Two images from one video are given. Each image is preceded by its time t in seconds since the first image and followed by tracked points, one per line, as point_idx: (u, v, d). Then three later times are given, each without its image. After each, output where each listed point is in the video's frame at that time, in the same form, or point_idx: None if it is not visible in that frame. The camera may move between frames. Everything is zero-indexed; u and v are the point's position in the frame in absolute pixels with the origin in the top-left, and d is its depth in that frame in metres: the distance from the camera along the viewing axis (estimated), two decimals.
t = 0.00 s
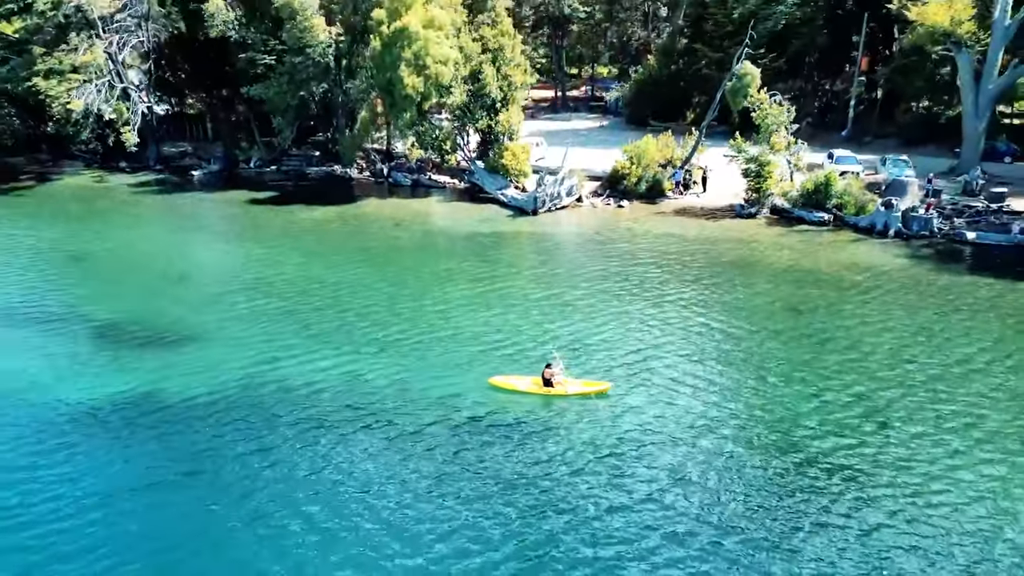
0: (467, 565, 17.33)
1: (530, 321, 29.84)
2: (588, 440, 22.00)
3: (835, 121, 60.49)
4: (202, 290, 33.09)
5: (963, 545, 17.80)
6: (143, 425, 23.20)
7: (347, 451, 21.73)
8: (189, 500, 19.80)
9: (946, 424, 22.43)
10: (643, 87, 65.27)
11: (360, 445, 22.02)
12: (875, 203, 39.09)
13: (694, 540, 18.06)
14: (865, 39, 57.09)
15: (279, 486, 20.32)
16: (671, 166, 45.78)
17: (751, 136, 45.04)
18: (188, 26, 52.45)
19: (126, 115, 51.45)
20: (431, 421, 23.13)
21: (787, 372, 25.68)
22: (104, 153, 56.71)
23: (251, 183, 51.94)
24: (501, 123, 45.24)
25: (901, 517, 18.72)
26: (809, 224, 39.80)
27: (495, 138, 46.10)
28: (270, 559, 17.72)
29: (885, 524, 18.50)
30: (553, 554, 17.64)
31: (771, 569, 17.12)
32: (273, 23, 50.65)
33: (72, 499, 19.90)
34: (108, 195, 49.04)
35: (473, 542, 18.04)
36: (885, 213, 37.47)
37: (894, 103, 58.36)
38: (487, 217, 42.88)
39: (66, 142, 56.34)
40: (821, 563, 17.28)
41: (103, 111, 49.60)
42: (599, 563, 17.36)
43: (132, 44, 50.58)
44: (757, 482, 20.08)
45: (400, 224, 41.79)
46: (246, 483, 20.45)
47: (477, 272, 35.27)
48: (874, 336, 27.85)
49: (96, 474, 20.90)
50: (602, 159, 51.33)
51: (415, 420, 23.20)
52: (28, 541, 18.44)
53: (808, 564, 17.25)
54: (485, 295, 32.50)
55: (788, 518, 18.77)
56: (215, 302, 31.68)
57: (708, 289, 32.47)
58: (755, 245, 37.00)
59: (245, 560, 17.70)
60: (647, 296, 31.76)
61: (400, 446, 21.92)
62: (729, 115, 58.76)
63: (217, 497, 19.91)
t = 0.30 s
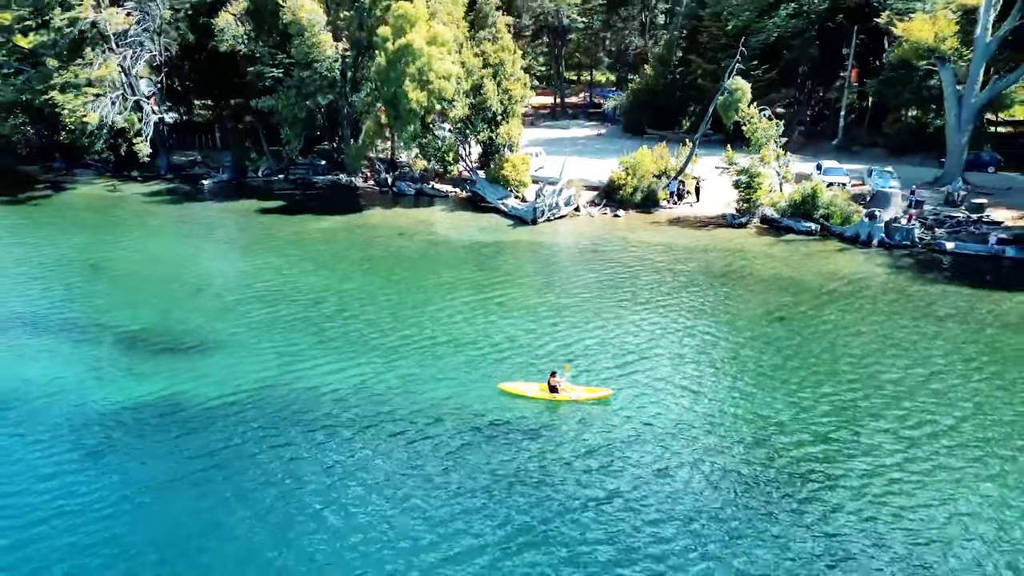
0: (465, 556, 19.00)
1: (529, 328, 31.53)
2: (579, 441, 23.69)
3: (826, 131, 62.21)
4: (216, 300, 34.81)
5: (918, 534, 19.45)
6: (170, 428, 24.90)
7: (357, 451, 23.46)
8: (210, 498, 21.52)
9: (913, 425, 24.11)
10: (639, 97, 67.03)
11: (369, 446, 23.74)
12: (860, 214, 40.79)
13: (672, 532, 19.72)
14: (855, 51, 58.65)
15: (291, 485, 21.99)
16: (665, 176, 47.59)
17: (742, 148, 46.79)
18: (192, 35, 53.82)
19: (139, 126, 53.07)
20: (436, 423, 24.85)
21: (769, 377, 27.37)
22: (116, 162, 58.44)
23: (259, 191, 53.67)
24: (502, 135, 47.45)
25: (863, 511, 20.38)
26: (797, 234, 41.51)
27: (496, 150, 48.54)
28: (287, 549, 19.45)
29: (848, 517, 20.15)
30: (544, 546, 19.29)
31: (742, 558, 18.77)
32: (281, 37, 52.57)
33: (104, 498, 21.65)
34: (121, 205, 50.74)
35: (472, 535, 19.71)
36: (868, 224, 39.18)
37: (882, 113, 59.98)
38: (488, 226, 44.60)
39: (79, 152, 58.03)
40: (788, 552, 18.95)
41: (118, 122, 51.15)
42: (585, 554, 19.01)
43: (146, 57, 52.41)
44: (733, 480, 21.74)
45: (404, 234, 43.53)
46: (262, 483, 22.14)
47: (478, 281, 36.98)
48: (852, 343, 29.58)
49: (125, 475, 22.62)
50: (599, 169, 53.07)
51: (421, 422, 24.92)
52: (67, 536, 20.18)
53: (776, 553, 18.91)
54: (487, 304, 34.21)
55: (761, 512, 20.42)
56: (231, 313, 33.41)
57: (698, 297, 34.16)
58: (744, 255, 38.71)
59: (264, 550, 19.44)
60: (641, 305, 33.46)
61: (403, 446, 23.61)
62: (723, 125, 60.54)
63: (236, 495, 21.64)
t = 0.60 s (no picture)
0: (465, 545, 20.73)
1: (529, 334, 33.31)
2: (573, 440, 25.46)
3: (817, 139, 64.06)
4: (232, 308, 36.62)
5: (882, 525, 21.16)
6: (193, 429, 26.72)
7: (365, 448, 25.29)
8: (231, 493, 23.29)
9: (886, 425, 25.88)
10: (636, 105, 68.92)
11: (376, 443, 25.56)
12: (846, 223, 42.55)
13: (656, 523, 21.43)
14: (845, 62, 60.37)
15: (305, 481, 23.75)
16: (659, 185, 49.34)
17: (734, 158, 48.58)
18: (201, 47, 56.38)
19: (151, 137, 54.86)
20: (440, 422, 26.65)
21: (753, 380, 29.15)
22: (128, 170, 60.28)
23: (267, 199, 55.48)
24: (502, 146, 49.39)
25: (833, 504, 22.09)
26: (785, 242, 43.30)
27: (496, 160, 49.98)
28: (302, 539, 21.19)
29: (818, 510, 21.87)
30: (538, 535, 21.02)
31: (719, 547, 20.49)
32: (288, 49, 54.50)
33: (135, 494, 23.43)
34: (134, 213, 52.53)
35: (472, 526, 21.42)
36: (853, 233, 40.99)
37: (872, 122, 61.83)
38: (489, 234, 46.38)
39: (93, 160, 59.87)
40: (759, 540, 20.71)
41: (131, 133, 52.97)
42: (575, 543, 20.73)
43: (159, 70, 54.28)
44: (713, 475, 23.52)
45: (408, 242, 45.34)
46: (278, 479, 23.89)
47: (479, 288, 38.76)
48: (833, 347, 31.35)
49: (152, 472, 24.40)
50: (596, 177, 54.86)
51: (425, 421, 26.71)
52: (102, 528, 21.97)
53: (750, 543, 20.61)
54: (489, 310, 35.98)
55: (738, 504, 22.17)
56: (247, 320, 35.24)
57: (690, 304, 35.94)
58: (734, 263, 40.48)
59: (281, 541, 21.18)
60: (634, 311, 35.23)
61: (409, 445, 25.37)
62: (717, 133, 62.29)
63: (254, 490, 23.42)
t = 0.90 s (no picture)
0: (468, 535, 22.55)
1: (529, 338, 35.18)
2: (569, 438, 27.30)
3: (809, 147, 65.94)
4: (246, 313, 38.52)
5: (852, 517, 22.97)
6: (216, 428, 28.61)
7: (376, 445, 27.21)
8: (252, 488, 25.15)
9: (861, 424, 27.74)
10: (633, 114, 70.82)
11: (386, 440, 27.47)
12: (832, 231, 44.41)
13: (644, 516, 23.22)
14: (835, 73, 62.34)
15: (319, 477, 25.57)
16: (654, 194, 51.23)
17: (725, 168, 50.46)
18: (208, 57, 58.01)
19: (163, 146, 56.70)
20: (445, 421, 28.55)
21: (739, 382, 31.00)
22: (140, 178, 62.15)
23: (275, 207, 57.35)
24: (502, 157, 51.24)
25: (807, 499, 23.90)
26: (774, 250, 45.17)
27: (497, 170, 52.05)
28: (317, 530, 23.02)
29: (794, 504, 23.68)
30: (536, 527, 22.83)
31: (701, 538, 22.28)
32: (296, 62, 56.58)
33: (163, 488, 25.30)
34: (148, 221, 54.45)
35: (474, 519, 23.24)
36: (838, 241, 42.87)
37: (861, 131, 63.73)
38: (490, 242, 48.25)
39: (106, 168, 61.76)
40: (738, 528, 22.64)
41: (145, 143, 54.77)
42: (570, 532, 22.63)
43: (171, 83, 56.19)
44: (697, 470, 25.44)
45: (413, 250, 47.25)
46: (294, 476, 25.72)
47: (480, 294, 40.62)
48: (815, 351, 33.19)
49: (178, 467, 26.30)
50: (594, 186, 56.76)
51: (432, 420, 28.62)
52: (136, 519, 23.86)
53: (729, 533, 22.41)
54: (491, 315, 37.86)
55: (720, 496, 24.09)
56: (262, 325, 37.15)
57: (681, 309, 37.81)
58: (725, 271, 42.36)
59: (299, 532, 23.00)
60: (628, 316, 37.11)
61: (415, 444, 27.20)
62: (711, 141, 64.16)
63: (273, 486, 25.26)
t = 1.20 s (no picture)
0: (470, 525, 24.59)
1: (528, 341, 37.17)
2: (565, 434, 29.29)
3: (801, 154, 67.93)
4: (259, 318, 40.52)
5: (821, 507, 24.98)
6: (234, 426, 30.63)
7: (383, 442, 29.22)
8: (270, 482, 27.19)
9: (838, 421, 29.73)
10: (630, 121, 72.85)
11: (393, 438, 29.49)
12: (819, 238, 46.36)
13: (631, 507, 25.22)
14: (825, 83, 64.32)
15: (331, 472, 27.62)
16: (649, 202, 53.20)
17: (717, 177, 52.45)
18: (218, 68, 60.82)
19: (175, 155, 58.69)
20: (448, 420, 30.55)
21: (725, 383, 32.99)
22: (152, 185, 64.14)
23: (283, 213, 59.34)
24: (502, 166, 53.23)
25: (782, 490, 25.92)
26: (764, 256, 47.15)
27: (498, 179, 53.96)
28: (331, 521, 25.04)
29: (770, 495, 25.69)
30: (531, 517, 24.84)
31: (683, 526, 24.30)
32: (303, 72, 58.48)
33: (188, 481, 27.36)
34: (161, 227, 56.49)
35: (475, 510, 25.25)
36: (824, 248, 44.87)
37: (851, 138, 65.70)
38: (492, 249, 50.24)
39: (119, 175, 63.77)
40: (716, 517, 24.67)
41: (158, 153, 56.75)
42: (562, 521, 24.66)
43: (184, 94, 58.31)
44: (681, 464, 27.47)
45: (418, 256, 49.28)
46: (309, 470, 27.75)
47: (482, 299, 42.62)
48: (799, 352, 35.13)
49: (201, 463, 28.34)
50: (591, 193, 58.77)
51: (436, 419, 30.62)
52: (164, 511, 25.92)
53: (708, 522, 24.45)
54: (492, 319, 39.85)
55: (700, 488, 26.12)
56: (274, 329, 39.15)
57: (673, 313, 39.78)
58: (716, 276, 44.34)
59: (316, 522, 25.02)
60: (623, 320, 39.09)
61: (420, 441, 29.22)
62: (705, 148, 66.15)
63: (289, 479, 27.31)
